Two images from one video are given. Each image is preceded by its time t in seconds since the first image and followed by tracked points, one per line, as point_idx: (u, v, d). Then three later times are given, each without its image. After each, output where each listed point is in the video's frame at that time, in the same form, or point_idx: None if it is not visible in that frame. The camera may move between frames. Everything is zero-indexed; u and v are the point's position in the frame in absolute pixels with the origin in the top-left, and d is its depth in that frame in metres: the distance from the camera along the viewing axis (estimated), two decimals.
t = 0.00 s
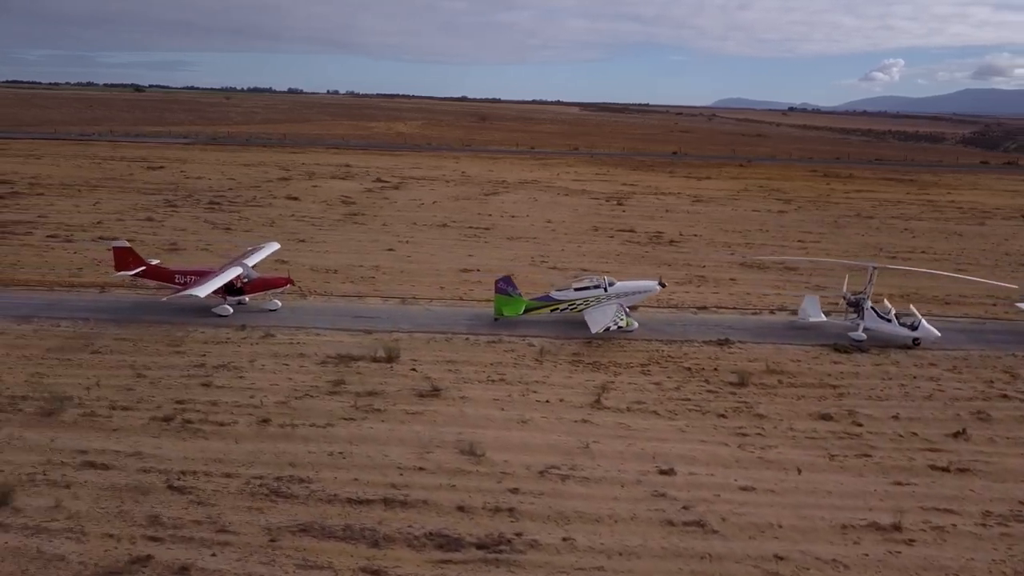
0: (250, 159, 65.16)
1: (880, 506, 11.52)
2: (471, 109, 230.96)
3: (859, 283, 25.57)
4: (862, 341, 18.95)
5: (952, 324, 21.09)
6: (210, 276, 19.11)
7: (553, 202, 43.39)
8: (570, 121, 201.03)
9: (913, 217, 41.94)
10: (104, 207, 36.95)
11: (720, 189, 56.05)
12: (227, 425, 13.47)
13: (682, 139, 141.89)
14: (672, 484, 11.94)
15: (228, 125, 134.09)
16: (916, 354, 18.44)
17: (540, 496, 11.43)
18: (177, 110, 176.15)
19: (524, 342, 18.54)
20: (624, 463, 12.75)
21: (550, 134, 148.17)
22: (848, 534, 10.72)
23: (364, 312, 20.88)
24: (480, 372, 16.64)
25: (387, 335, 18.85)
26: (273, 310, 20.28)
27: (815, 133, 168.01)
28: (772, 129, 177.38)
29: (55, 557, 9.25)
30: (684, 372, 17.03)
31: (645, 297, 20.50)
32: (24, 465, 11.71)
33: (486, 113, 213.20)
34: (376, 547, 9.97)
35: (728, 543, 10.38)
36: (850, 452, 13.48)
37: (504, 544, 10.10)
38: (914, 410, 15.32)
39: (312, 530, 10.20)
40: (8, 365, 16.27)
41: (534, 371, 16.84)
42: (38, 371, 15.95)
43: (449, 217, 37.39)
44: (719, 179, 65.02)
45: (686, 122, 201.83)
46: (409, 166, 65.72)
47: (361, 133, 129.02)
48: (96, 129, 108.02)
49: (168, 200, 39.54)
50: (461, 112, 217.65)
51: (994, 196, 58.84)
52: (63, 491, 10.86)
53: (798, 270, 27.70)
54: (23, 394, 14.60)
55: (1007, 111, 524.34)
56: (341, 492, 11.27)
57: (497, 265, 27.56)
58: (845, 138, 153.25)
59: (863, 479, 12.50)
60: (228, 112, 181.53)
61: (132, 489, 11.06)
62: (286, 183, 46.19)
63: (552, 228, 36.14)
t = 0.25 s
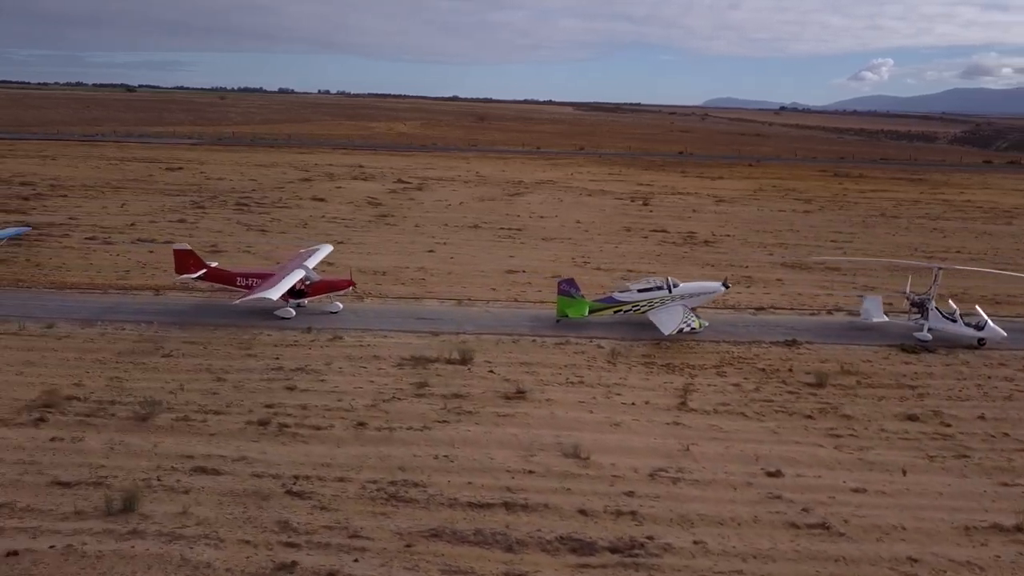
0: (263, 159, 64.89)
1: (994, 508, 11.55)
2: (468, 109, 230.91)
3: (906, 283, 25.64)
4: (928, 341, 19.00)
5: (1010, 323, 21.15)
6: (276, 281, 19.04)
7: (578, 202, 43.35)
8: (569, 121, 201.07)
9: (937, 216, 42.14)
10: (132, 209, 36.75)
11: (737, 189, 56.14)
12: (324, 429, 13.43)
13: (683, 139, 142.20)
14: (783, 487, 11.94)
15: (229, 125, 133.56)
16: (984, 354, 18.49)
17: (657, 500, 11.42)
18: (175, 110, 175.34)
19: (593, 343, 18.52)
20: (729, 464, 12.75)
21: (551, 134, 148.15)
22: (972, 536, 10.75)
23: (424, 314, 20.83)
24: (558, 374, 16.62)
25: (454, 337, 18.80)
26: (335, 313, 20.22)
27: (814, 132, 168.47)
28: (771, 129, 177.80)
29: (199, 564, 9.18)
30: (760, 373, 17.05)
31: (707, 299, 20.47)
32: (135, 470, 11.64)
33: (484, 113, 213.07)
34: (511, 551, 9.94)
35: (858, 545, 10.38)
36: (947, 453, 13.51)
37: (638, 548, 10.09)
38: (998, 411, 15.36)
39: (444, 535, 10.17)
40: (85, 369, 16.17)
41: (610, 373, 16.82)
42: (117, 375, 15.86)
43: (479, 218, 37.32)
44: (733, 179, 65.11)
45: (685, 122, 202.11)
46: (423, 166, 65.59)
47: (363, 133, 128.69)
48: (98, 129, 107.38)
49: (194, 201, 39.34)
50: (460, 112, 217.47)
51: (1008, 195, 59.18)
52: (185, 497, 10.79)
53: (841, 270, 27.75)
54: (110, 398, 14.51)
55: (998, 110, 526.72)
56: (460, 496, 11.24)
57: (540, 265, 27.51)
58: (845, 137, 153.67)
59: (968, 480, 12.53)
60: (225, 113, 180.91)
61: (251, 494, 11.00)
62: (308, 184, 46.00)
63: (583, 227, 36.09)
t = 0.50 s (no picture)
0: (269, 159, 64.61)
1: None
2: (461, 108, 230.65)
3: (939, 282, 25.78)
4: (977, 340, 19.14)
5: None
6: (327, 283, 18.89)
7: (594, 202, 43.41)
8: (563, 120, 201.22)
9: (951, 215, 42.44)
10: (151, 211, 36.48)
11: (746, 188, 56.36)
12: (403, 432, 13.39)
13: (680, 138, 142.50)
14: (872, 486, 12.00)
15: (225, 125, 132.80)
16: None
17: (751, 500, 11.45)
18: (168, 111, 174.21)
19: (646, 344, 18.54)
20: (812, 464, 12.80)
21: (547, 133, 148.16)
22: None
23: (471, 316, 20.78)
24: (619, 375, 16.62)
25: (507, 338, 18.79)
26: (383, 315, 20.15)
27: (808, 131, 169.28)
28: (765, 128, 178.51)
29: (318, 569, 9.14)
30: (818, 373, 17.11)
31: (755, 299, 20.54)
32: (226, 475, 11.58)
33: (478, 113, 212.91)
34: (621, 553, 9.93)
35: (960, 544, 10.44)
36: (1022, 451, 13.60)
37: (747, 549, 10.10)
38: None
39: (552, 538, 10.15)
40: (146, 372, 16.06)
41: (671, 373, 16.85)
42: (180, 378, 15.76)
43: (500, 219, 37.30)
44: (739, 178, 65.36)
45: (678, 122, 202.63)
46: (430, 166, 65.46)
47: (359, 133, 128.29)
48: (94, 130, 106.57)
49: (211, 202, 39.10)
50: (453, 112, 217.19)
51: (1012, 193, 59.65)
52: (284, 502, 10.73)
53: (871, 270, 27.91)
54: (180, 402, 14.42)
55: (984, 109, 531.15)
56: (556, 499, 11.23)
57: (572, 265, 27.52)
58: (838, 136, 154.47)
59: None
60: (218, 112, 180.00)
61: (350, 498, 10.96)
62: (322, 184, 45.83)
63: (605, 226, 36.13)
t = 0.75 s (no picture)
0: (265, 159, 64.14)
1: None
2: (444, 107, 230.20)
3: (959, 279, 26.13)
4: (1012, 337, 19.42)
5: None
6: (370, 285, 18.75)
7: (601, 201, 43.55)
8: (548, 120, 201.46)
9: (952, 213, 43.04)
10: (160, 213, 36.09)
11: (745, 187, 56.76)
12: (474, 433, 13.36)
13: (666, 138, 143.14)
14: (948, 482, 12.16)
15: (210, 125, 131.59)
16: None
17: (835, 497, 11.56)
18: (149, 110, 172.32)
19: (691, 343, 18.64)
20: (883, 460, 12.95)
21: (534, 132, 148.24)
22: None
23: (509, 316, 20.76)
24: (671, 375, 16.70)
25: (552, 338, 18.81)
26: (423, 316, 20.10)
27: (791, 130, 170.73)
28: (749, 127, 179.82)
29: (432, 572, 9.13)
30: (865, 371, 17.29)
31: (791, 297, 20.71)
32: (311, 479, 11.51)
33: (462, 112, 212.66)
34: (724, 552, 10.00)
35: None
36: None
37: (845, 546, 10.21)
38: None
39: (652, 537, 10.19)
40: (199, 377, 15.91)
41: (722, 372, 16.96)
42: (234, 381, 15.64)
43: (512, 219, 37.30)
44: (735, 177, 65.83)
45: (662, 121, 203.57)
46: (427, 166, 65.31)
47: (346, 132, 127.65)
48: (79, 130, 105.21)
49: (219, 203, 38.75)
50: (437, 111, 216.70)
51: (1003, 191, 60.59)
52: (378, 506, 10.69)
53: (890, 268, 28.24)
54: (243, 406, 14.31)
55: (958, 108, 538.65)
56: (645, 499, 11.27)
57: (596, 265, 27.59)
58: (821, 134, 155.98)
59: None
60: (201, 112, 178.38)
61: (442, 501, 10.94)
62: (327, 185, 45.57)
63: (617, 226, 36.26)
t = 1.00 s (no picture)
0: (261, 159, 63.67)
1: None
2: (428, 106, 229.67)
3: (979, 277, 26.52)
4: None
5: None
6: (414, 286, 18.83)
7: (608, 200, 43.71)
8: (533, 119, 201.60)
9: (954, 211, 43.62)
10: (170, 214, 35.73)
11: (745, 186, 57.18)
12: (546, 433, 13.41)
13: (653, 136, 143.75)
14: (1020, 476, 12.38)
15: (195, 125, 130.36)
16: None
17: (916, 492, 11.73)
18: (131, 110, 170.32)
19: (735, 342, 18.79)
20: (951, 455, 13.15)
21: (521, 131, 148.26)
22: None
23: (548, 315, 20.80)
24: (723, 373, 16.84)
25: (596, 337, 18.88)
26: (463, 316, 20.09)
27: (775, 128, 172.09)
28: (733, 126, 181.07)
29: (547, 572, 9.18)
30: (910, 367, 17.53)
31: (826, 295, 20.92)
32: (397, 481, 11.51)
33: (447, 112, 212.31)
34: (823, 547, 10.13)
35: None
36: None
37: (939, 540, 10.38)
38: None
39: (750, 534, 10.30)
40: (254, 379, 15.83)
41: (771, 370, 17.12)
42: (292, 384, 15.57)
43: (524, 219, 37.33)
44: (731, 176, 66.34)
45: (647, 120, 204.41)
46: (425, 165, 65.17)
47: (334, 132, 127.00)
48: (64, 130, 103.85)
49: (228, 204, 38.44)
50: (421, 110, 216.17)
51: (995, 189, 61.49)
52: (474, 506, 10.71)
53: (907, 265, 28.61)
54: (308, 408, 14.25)
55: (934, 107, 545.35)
56: (732, 496, 11.38)
57: (620, 264, 27.69)
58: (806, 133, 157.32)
59: None
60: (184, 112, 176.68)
61: (534, 501, 10.98)
62: (333, 185, 45.34)
63: (630, 225, 36.41)
